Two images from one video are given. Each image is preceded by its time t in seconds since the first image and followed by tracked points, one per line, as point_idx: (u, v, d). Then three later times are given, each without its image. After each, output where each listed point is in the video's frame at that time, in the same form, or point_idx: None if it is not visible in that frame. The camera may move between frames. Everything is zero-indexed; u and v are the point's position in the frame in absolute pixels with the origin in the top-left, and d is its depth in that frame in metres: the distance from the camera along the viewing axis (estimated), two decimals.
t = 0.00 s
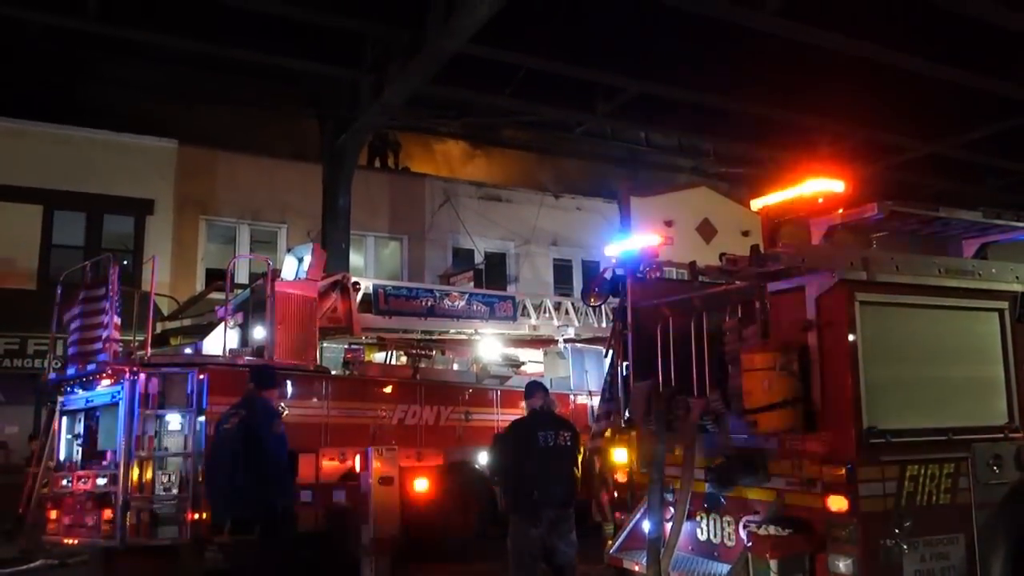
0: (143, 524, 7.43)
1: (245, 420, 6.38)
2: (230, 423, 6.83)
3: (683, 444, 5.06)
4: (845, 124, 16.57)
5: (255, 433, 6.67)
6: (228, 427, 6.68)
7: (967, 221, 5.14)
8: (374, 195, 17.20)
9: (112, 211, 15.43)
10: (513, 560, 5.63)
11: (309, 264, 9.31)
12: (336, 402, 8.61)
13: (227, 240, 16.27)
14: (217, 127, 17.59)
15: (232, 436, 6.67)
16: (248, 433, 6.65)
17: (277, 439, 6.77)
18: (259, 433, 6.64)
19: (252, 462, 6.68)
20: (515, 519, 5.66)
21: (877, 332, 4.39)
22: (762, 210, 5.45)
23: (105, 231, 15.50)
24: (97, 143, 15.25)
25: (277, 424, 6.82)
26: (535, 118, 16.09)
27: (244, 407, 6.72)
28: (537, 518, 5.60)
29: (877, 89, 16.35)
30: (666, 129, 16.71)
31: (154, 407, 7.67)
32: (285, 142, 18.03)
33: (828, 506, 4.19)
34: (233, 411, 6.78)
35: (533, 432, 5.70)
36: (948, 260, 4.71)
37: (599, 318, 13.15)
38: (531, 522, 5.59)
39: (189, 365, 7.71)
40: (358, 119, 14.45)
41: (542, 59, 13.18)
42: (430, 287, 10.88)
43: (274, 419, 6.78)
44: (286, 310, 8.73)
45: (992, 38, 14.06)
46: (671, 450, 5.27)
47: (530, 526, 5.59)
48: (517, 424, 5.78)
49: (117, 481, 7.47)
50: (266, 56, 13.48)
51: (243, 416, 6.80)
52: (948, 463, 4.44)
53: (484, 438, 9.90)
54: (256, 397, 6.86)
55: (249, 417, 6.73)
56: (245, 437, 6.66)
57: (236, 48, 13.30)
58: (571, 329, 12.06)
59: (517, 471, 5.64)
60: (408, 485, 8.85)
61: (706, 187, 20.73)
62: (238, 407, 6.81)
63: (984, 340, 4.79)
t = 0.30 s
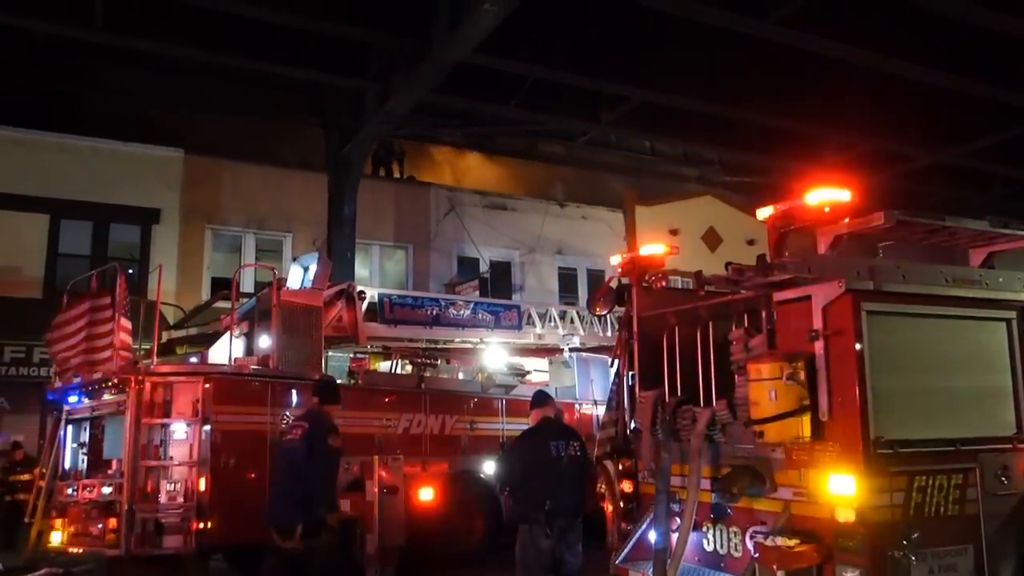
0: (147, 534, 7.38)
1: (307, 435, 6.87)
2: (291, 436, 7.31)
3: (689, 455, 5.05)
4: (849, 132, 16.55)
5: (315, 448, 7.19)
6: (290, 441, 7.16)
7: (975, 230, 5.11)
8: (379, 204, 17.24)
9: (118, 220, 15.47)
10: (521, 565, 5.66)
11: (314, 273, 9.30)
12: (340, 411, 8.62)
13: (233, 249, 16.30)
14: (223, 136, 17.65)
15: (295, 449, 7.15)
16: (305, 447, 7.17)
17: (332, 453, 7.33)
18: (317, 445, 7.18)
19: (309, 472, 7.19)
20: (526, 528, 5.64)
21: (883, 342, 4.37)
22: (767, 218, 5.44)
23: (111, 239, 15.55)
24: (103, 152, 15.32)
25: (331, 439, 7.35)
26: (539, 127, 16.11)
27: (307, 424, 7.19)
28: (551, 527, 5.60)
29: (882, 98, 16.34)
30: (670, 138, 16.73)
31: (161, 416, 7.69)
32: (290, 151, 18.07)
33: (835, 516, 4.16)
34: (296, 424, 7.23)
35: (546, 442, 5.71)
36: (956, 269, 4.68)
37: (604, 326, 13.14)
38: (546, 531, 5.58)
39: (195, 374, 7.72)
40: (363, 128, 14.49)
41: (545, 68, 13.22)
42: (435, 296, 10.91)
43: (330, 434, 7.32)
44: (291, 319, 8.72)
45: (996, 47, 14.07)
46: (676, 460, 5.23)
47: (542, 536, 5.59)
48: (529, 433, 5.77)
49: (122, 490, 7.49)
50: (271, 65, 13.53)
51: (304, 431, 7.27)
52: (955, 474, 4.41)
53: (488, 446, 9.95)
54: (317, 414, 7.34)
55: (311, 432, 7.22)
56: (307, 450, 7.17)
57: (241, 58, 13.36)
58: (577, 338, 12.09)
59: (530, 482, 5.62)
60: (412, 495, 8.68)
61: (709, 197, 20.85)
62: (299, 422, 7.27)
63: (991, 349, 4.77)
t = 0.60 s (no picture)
0: (151, 542, 7.36)
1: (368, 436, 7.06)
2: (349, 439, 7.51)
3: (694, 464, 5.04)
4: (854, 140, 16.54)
5: (378, 449, 7.40)
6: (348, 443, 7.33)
7: (980, 239, 5.11)
8: (384, 211, 17.27)
9: (124, 227, 15.51)
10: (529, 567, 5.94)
11: (319, 281, 9.34)
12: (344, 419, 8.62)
13: (237, 256, 16.36)
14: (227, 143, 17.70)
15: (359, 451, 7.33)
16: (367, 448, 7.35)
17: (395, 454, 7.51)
18: (378, 448, 7.36)
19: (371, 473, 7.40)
20: (536, 535, 5.90)
21: (890, 351, 4.37)
22: (774, 227, 5.43)
23: (117, 246, 15.59)
24: (109, 160, 15.38)
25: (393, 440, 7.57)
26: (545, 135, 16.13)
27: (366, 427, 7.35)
28: (564, 538, 5.83)
29: (887, 107, 16.33)
30: (675, 146, 16.74)
31: (164, 423, 7.65)
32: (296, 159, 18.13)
33: (841, 526, 4.14)
34: (354, 426, 7.43)
35: (561, 453, 5.90)
36: (961, 278, 4.69)
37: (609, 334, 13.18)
38: (557, 540, 5.83)
39: (199, 382, 7.73)
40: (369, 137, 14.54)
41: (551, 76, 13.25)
42: (439, 303, 11.05)
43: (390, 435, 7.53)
44: (296, 327, 8.74)
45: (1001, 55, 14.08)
46: (682, 469, 5.23)
47: (552, 544, 5.84)
48: (543, 443, 5.96)
49: (125, 498, 7.44)
50: (277, 73, 13.58)
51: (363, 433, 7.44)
52: (962, 484, 4.40)
53: (493, 455, 9.92)
54: (373, 417, 7.57)
55: (371, 435, 7.41)
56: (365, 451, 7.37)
57: (248, 67, 13.42)
58: (580, 347, 12.23)
59: (544, 493, 5.84)
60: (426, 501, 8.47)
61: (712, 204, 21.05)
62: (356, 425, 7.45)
63: (997, 358, 4.76)
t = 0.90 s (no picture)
0: (153, 548, 7.39)
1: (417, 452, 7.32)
2: (395, 450, 7.72)
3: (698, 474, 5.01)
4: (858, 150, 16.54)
5: (424, 464, 7.58)
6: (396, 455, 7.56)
7: (984, 250, 5.10)
8: (388, 218, 17.29)
9: (128, 233, 15.56)
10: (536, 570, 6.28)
11: (323, 288, 9.34)
12: (347, 426, 8.64)
13: (242, 262, 16.40)
14: (232, 150, 17.76)
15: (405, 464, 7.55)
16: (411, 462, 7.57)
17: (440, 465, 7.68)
18: (426, 461, 7.59)
19: (414, 484, 7.61)
20: (544, 543, 6.19)
21: (893, 362, 4.36)
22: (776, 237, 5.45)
23: (121, 252, 15.64)
24: (114, 166, 15.43)
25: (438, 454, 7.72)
26: (549, 143, 16.14)
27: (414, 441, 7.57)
28: (575, 549, 6.08)
29: (891, 117, 16.33)
30: (679, 155, 16.76)
31: (167, 430, 7.67)
32: (300, 166, 18.18)
33: (844, 536, 4.12)
34: (402, 440, 7.67)
35: (575, 463, 6.08)
36: (965, 289, 4.68)
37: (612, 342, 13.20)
38: (567, 549, 6.10)
39: (203, 388, 7.73)
40: (373, 144, 14.58)
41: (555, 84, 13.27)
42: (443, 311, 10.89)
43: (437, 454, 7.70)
44: (299, 334, 8.77)
45: (1005, 65, 14.06)
46: (685, 478, 5.21)
47: (562, 552, 6.11)
48: (556, 453, 6.18)
49: (130, 504, 7.47)
50: (282, 81, 13.61)
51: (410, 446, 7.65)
52: (966, 495, 4.38)
53: (496, 463, 9.92)
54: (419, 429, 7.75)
55: (417, 447, 7.61)
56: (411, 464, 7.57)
57: (254, 74, 13.47)
58: (584, 354, 11.99)
59: (555, 504, 6.08)
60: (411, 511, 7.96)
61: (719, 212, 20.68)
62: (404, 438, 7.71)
63: (1002, 369, 4.74)
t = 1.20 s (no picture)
0: (155, 549, 7.39)
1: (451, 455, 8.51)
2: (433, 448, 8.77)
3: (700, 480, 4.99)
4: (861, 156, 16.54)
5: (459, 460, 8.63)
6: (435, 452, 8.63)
7: (988, 257, 5.10)
8: (391, 222, 17.34)
9: (132, 235, 15.60)
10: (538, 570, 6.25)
11: (326, 291, 9.36)
12: (350, 429, 8.64)
13: (246, 265, 16.41)
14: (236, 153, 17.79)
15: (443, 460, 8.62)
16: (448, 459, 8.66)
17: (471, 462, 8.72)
18: (460, 459, 8.69)
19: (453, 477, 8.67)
20: (548, 549, 6.16)
21: (896, 370, 4.36)
22: (781, 241, 5.44)
23: (125, 254, 15.68)
24: (118, 168, 15.47)
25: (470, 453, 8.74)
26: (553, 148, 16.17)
27: (451, 440, 8.63)
28: (578, 554, 6.07)
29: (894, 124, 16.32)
30: (682, 160, 16.76)
31: (171, 431, 7.70)
32: (304, 169, 18.22)
33: (846, 543, 4.12)
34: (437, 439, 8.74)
35: (580, 470, 6.07)
36: (967, 296, 4.68)
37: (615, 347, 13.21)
38: (571, 555, 6.08)
39: (207, 390, 7.73)
40: (376, 148, 14.61)
41: (558, 89, 13.28)
42: (445, 315, 11.06)
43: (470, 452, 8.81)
44: (304, 337, 8.80)
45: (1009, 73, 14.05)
46: (686, 484, 5.21)
47: (566, 558, 6.08)
48: (562, 458, 6.13)
49: (131, 506, 7.50)
50: (286, 84, 13.65)
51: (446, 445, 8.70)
52: (968, 503, 4.37)
53: (497, 467, 9.94)
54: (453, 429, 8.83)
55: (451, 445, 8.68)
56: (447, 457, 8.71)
57: (257, 77, 13.51)
58: (586, 358, 12.25)
59: (562, 510, 6.05)
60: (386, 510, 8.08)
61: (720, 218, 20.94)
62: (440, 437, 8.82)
63: (1005, 377, 4.74)
